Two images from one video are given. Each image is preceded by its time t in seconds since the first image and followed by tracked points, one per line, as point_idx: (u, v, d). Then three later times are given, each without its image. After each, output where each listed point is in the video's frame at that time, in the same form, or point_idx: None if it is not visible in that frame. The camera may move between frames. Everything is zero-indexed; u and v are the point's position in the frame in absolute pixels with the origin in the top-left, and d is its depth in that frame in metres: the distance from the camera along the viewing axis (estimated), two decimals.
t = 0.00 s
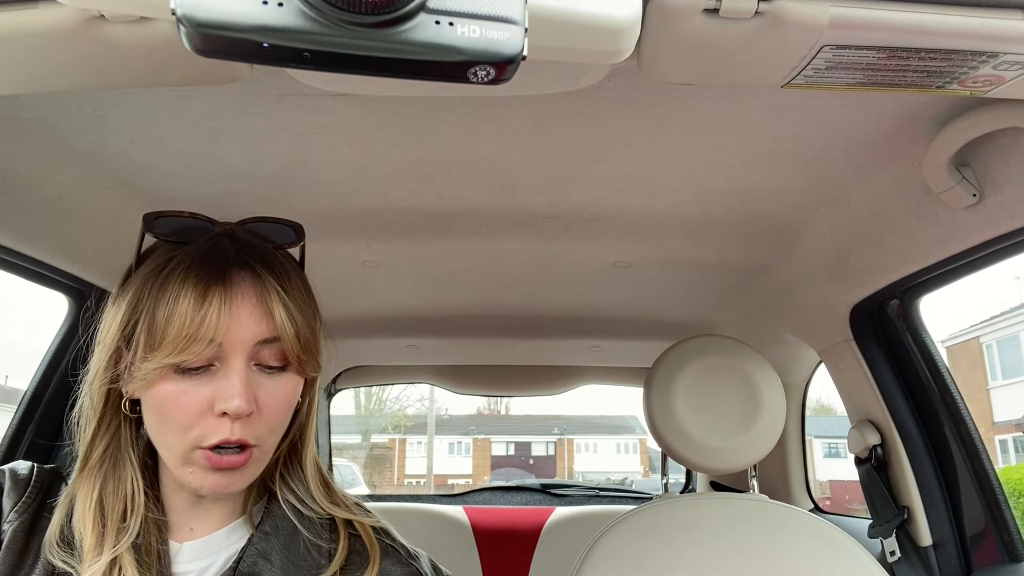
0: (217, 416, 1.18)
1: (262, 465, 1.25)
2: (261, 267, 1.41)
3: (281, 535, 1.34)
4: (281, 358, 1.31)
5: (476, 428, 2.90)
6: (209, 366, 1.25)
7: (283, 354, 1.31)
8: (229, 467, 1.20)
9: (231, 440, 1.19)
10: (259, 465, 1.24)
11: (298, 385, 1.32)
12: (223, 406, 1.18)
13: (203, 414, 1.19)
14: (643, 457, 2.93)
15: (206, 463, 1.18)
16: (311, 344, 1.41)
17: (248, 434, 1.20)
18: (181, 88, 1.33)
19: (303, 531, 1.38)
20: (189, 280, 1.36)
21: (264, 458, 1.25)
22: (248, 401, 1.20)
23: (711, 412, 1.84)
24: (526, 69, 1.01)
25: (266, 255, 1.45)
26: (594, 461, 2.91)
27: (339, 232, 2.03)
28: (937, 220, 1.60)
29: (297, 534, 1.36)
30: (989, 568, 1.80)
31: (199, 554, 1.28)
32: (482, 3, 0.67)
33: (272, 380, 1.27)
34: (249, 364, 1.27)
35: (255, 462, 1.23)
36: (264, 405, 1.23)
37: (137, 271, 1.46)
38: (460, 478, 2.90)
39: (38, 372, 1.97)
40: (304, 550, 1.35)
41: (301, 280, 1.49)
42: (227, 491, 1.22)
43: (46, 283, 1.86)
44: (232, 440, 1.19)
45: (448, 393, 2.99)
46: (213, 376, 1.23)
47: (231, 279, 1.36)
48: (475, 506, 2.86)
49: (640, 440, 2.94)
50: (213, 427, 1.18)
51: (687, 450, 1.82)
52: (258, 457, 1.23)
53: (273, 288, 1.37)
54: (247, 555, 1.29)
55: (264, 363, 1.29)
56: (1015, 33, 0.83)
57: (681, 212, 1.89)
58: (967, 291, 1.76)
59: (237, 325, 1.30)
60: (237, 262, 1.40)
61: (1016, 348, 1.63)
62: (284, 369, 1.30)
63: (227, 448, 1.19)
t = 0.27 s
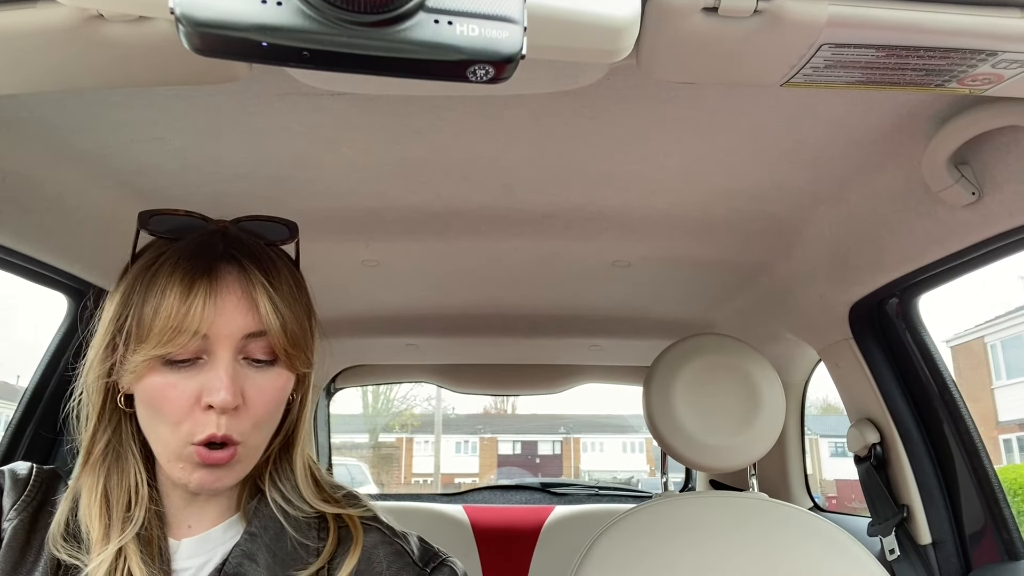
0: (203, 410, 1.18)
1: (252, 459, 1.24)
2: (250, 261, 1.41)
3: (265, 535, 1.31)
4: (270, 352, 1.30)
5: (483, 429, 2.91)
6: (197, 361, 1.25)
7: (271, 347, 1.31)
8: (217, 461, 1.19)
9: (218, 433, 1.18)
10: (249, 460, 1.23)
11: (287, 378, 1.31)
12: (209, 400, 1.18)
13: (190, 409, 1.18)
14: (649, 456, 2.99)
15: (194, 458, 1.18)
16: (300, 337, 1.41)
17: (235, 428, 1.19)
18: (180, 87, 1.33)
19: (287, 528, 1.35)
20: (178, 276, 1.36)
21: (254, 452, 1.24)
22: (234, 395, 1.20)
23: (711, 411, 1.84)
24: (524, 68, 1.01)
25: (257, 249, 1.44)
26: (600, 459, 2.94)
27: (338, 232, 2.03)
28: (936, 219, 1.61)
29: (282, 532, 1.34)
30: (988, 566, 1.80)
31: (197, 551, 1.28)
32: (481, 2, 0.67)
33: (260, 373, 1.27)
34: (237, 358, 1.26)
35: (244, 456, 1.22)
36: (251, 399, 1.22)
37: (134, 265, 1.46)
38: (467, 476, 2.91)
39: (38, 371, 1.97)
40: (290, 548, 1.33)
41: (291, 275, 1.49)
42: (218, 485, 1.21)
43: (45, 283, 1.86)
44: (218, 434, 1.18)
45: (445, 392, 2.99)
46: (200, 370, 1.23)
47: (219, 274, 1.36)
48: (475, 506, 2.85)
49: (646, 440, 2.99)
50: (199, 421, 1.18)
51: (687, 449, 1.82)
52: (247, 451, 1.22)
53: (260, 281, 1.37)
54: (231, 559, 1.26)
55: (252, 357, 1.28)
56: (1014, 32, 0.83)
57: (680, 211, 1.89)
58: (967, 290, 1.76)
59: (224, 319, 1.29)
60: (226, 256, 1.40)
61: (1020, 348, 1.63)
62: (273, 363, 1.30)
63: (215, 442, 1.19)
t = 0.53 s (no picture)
0: (186, 405, 1.18)
1: (239, 454, 1.24)
2: (233, 257, 1.41)
3: (258, 533, 1.31)
4: (254, 347, 1.30)
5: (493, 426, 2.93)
6: (181, 357, 1.25)
7: (255, 343, 1.30)
8: (202, 457, 1.20)
9: (202, 429, 1.18)
10: (235, 455, 1.23)
11: (273, 372, 1.30)
12: (192, 395, 1.18)
13: (173, 405, 1.19)
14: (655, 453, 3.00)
15: (181, 454, 1.18)
16: (285, 330, 1.41)
17: (219, 422, 1.19)
18: (180, 86, 1.33)
19: (280, 527, 1.35)
20: (161, 273, 1.36)
21: (241, 447, 1.24)
22: (217, 390, 1.20)
23: (710, 408, 1.84)
24: (524, 67, 1.01)
25: (243, 246, 1.44)
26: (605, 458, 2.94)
27: (338, 231, 2.03)
28: (936, 217, 1.61)
29: (274, 530, 1.34)
30: (988, 564, 1.81)
31: (188, 551, 1.28)
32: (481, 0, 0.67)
33: (244, 368, 1.27)
34: (221, 354, 1.26)
35: (231, 450, 1.22)
36: (235, 393, 1.22)
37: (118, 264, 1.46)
38: (472, 475, 2.94)
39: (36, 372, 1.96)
40: (282, 544, 1.33)
41: (277, 269, 1.48)
42: (205, 480, 1.22)
43: (46, 282, 1.86)
44: (202, 429, 1.18)
45: (446, 391, 2.99)
46: (184, 366, 1.23)
47: (202, 270, 1.36)
48: (475, 504, 2.87)
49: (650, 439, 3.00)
50: (183, 416, 1.18)
51: (687, 448, 1.82)
52: (233, 446, 1.22)
53: (243, 276, 1.37)
54: (223, 559, 1.26)
55: (237, 353, 1.28)
56: (1014, 31, 0.83)
57: (680, 210, 1.89)
58: (967, 288, 1.77)
59: (207, 315, 1.29)
60: (211, 253, 1.40)
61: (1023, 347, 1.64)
62: (257, 358, 1.29)
63: (199, 438, 1.19)
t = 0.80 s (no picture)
0: (202, 412, 1.18)
1: (249, 461, 1.24)
2: (246, 262, 1.41)
3: (260, 534, 1.32)
4: (268, 354, 1.30)
5: (496, 426, 2.94)
6: (196, 364, 1.25)
7: (269, 350, 1.31)
8: (215, 463, 1.19)
9: (217, 435, 1.18)
10: (245, 462, 1.23)
11: (285, 380, 1.31)
12: (208, 403, 1.18)
13: (189, 413, 1.18)
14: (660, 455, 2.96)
15: (193, 460, 1.18)
16: (297, 338, 1.41)
17: (235, 431, 1.20)
18: (181, 85, 1.33)
19: (283, 528, 1.36)
20: (174, 277, 1.35)
21: (252, 455, 1.24)
22: (235, 400, 1.20)
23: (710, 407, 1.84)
24: (524, 66, 1.01)
25: (256, 250, 1.44)
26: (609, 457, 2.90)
27: (339, 230, 2.03)
28: (937, 216, 1.60)
29: (277, 532, 1.34)
30: (989, 563, 1.80)
31: (189, 554, 1.28)
32: None
33: (259, 376, 1.27)
34: (236, 361, 1.26)
35: (243, 457, 1.22)
36: (250, 401, 1.23)
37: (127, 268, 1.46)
38: (476, 475, 2.92)
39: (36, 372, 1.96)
40: (285, 546, 1.34)
41: (288, 276, 1.49)
42: (215, 487, 1.21)
43: (48, 281, 1.86)
44: (217, 436, 1.18)
45: (447, 390, 3.00)
46: (199, 373, 1.23)
47: (217, 275, 1.36)
48: (477, 503, 2.87)
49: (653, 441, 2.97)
50: (198, 423, 1.17)
51: (688, 447, 1.82)
52: (245, 455, 1.22)
53: (257, 282, 1.37)
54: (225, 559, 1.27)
55: (251, 360, 1.28)
56: (1015, 29, 0.83)
57: (681, 209, 1.89)
58: (968, 287, 1.77)
59: (224, 322, 1.29)
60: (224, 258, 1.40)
61: None
62: (271, 366, 1.30)
63: (213, 444, 1.19)
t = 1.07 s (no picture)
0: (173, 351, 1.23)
1: (230, 411, 1.23)
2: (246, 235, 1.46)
3: (266, 513, 1.28)
4: (252, 310, 1.33)
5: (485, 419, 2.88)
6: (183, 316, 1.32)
7: (252, 306, 1.33)
8: (186, 406, 1.20)
9: (183, 373, 1.21)
10: (222, 411, 1.23)
11: (270, 337, 1.31)
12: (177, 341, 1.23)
13: (166, 353, 1.24)
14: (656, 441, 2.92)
15: (168, 401, 1.20)
16: (291, 307, 1.42)
17: (204, 368, 1.22)
18: (182, 72, 1.32)
19: (289, 505, 1.31)
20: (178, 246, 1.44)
21: (230, 403, 1.23)
22: (199, 337, 1.24)
23: (713, 393, 1.84)
24: (529, 52, 1.00)
25: (265, 231, 1.49)
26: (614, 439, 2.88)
27: (342, 218, 2.03)
28: (943, 203, 1.59)
29: (282, 510, 1.30)
30: (991, 550, 1.81)
31: (200, 526, 1.27)
32: None
33: (238, 327, 1.30)
34: (216, 313, 1.31)
35: (218, 401, 1.22)
36: (222, 346, 1.25)
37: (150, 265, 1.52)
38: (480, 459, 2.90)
39: (43, 358, 1.98)
40: (291, 523, 1.30)
41: (290, 254, 1.50)
42: (192, 433, 1.22)
43: (51, 270, 1.86)
44: (185, 374, 1.21)
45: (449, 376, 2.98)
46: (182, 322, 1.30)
47: (210, 242, 1.42)
48: (482, 490, 2.88)
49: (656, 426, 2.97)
50: (170, 362, 1.22)
51: (690, 434, 1.82)
52: (221, 401, 1.22)
53: (247, 246, 1.41)
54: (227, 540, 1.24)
55: (233, 313, 1.31)
56: None
57: (685, 196, 1.88)
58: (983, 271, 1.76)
59: (204, 277, 1.35)
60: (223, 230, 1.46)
61: None
62: (254, 321, 1.32)
63: (185, 385, 1.21)
